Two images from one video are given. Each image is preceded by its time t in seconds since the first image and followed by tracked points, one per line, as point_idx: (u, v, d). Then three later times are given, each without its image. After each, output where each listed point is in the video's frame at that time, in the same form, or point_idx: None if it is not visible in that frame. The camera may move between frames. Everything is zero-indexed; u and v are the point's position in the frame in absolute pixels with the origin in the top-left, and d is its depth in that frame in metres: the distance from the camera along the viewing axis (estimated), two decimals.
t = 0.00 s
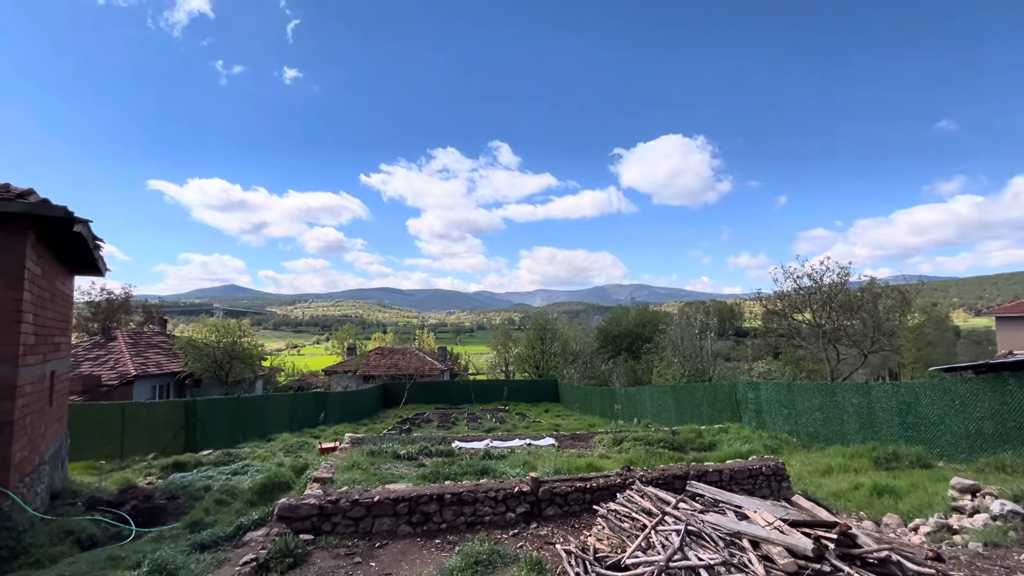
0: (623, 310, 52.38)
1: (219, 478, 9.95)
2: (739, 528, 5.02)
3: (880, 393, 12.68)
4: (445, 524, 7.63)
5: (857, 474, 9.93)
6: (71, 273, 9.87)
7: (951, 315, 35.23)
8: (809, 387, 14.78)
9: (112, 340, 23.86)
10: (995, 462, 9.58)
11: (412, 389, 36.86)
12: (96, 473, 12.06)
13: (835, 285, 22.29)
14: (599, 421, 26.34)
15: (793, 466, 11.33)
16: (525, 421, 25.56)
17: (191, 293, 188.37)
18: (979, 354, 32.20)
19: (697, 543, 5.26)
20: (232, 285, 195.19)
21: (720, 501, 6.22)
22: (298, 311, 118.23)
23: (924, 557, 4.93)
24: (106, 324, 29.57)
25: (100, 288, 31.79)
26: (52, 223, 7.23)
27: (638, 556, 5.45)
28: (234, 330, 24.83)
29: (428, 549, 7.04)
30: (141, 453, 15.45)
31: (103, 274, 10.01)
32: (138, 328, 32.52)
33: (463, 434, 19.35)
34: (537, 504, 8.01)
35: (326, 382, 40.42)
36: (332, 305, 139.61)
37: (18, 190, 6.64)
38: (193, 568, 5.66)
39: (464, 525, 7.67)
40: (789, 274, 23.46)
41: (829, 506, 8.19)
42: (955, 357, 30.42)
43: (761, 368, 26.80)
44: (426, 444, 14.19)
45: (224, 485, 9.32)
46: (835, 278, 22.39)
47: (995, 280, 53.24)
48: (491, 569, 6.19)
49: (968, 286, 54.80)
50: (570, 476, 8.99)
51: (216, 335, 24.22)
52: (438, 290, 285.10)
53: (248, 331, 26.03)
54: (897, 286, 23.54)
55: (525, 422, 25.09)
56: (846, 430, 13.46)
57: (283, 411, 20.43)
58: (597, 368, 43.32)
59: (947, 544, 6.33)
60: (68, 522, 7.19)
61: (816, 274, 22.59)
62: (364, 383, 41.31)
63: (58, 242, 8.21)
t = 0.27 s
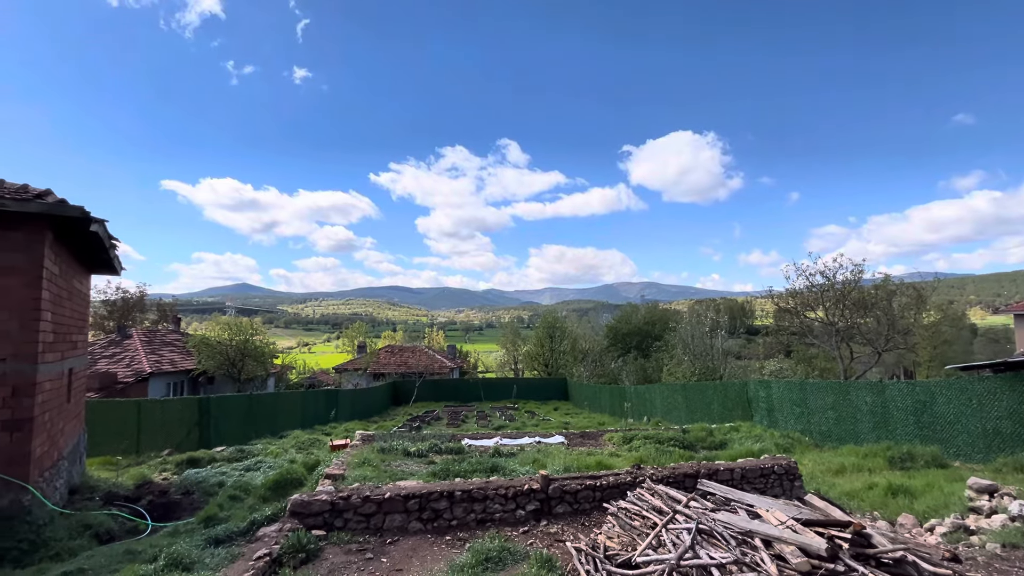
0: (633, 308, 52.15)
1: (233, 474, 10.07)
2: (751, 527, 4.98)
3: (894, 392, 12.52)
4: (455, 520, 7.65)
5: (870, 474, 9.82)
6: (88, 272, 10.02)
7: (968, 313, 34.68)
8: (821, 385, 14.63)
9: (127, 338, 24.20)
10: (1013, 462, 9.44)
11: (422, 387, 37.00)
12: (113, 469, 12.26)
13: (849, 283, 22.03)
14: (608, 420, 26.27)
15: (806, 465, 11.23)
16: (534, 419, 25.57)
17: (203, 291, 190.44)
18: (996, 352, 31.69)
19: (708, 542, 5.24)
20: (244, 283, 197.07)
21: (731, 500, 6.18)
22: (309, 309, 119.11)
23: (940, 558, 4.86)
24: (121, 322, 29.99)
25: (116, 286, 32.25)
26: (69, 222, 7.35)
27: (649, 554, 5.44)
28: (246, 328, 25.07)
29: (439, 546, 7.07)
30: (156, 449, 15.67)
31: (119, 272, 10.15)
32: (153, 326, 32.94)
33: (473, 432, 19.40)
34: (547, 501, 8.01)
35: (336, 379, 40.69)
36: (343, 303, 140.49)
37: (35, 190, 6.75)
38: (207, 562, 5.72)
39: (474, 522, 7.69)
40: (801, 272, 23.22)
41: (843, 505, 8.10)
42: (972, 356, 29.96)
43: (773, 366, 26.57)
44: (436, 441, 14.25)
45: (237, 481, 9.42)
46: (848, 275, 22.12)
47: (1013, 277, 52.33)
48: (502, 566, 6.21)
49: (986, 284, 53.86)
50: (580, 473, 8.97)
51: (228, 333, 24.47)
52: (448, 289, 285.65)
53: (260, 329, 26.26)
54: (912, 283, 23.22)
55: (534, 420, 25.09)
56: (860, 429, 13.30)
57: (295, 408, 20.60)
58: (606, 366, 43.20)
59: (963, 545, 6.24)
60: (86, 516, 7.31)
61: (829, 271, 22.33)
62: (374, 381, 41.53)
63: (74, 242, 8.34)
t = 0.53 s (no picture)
0: (639, 306, 52.00)
1: (242, 471, 10.14)
2: (759, 525, 4.96)
3: (904, 390, 12.41)
4: (462, 518, 7.67)
5: (880, 473, 9.76)
6: (98, 271, 10.11)
7: (979, 310, 34.32)
8: (830, 383, 14.54)
9: (137, 336, 24.42)
10: None
11: (428, 385, 37.09)
12: (124, 466, 12.39)
13: (858, 280, 21.86)
14: (615, 418, 26.23)
15: (815, 463, 11.17)
16: (540, 417, 25.57)
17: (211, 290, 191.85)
18: (1008, 350, 31.39)
19: (715, 540, 5.23)
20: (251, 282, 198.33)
21: (739, 498, 6.16)
22: (315, 308, 119.70)
23: (952, 557, 4.83)
24: (131, 320, 30.26)
25: (126, 285, 32.55)
26: (79, 221, 7.40)
27: (656, 552, 5.44)
28: (254, 327, 25.23)
29: (446, 543, 7.09)
30: (166, 446, 15.82)
31: (129, 271, 10.23)
32: (162, 325, 33.23)
33: (479, 430, 19.43)
34: (554, 499, 8.01)
35: (343, 377, 40.88)
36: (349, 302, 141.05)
37: (47, 190, 6.81)
38: (217, 558, 5.78)
39: (481, 520, 7.71)
40: (810, 269, 23.06)
41: (851, 504, 8.05)
42: (983, 354, 29.67)
43: (781, 365, 26.42)
44: (443, 439, 14.29)
45: (246, 477, 9.50)
46: (857, 272, 21.95)
47: None
48: (509, 563, 6.22)
49: (997, 282, 53.28)
50: (587, 472, 8.97)
51: (237, 332, 24.63)
52: (454, 287, 285.99)
53: (268, 328, 26.42)
54: (922, 280, 23.02)
55: (540, 418, 25.10)
56: (869, 428, 13.20)
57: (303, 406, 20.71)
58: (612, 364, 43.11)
59: (974, 545, 6.19)
60: (99, 512, 7.40)
61: (838, 269, 22.16)
62: (381, 379, 41.69)
63: (85, 241, 8.41)
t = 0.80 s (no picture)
0: (641, 305, 51.95)
1: (245, 470, 10.18)
2: (763, 524, 4.95)
3: (908, 389, 12.37)
4: (466, 516, 7.68)
5: (884, 472, 9.73)
6: (103, 270, 10.15)
7: (983, 309, 34.16)
8: (833, 382, 14.50)
9: (141, 335, 24.50)
10: None
11: (431, 384, 37.14)
12: (129, 464, 12.46)
13: (862, 279, 21.78)
14: (617, 417, 26.23)
15: (818, 462, 11.14)
16: (543, 416, 25.57)
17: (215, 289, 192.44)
18: (1013, 349, 31.26)
19: (719, 539, 5.23)
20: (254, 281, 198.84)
21: (743, 497, 6.15)
22: (318, 306, 119.94)
23: (957, 557, 4.82)
24: (136, 319, 30.38)
25: (130, 284, 32.66)
26: (84, 220, 7.43)
27: (660, 550, 5.44)
28: (258, 326, 25.29)
29: (449, 541, 7.11)
30: (171, 445, 15.90)
31: (133, 270, 10.27)
32: (166, 324, 33.34)
33: (482, 429, 19.45)
34: (557, 498, 8.01)
35: (346, 376, 40.97)
36: (352, 301, 141.31)
37: (52, 190, 6.84)
38: (222, 556, 5.80)
39: (484, 518, 7.72)
40: (813, 268, 22.99)
41: (856, 503, 8.03)
42: (987, 353, 29.56)
43: (784, 363, 26.36)
44: (445, 438, 14.31)
45: (250, 475, 9.53)
46: (861, 271, 21.87)
47: None
48: (513, 562, 6.23)
49: (1001, 280, 53.08)
50: (590, 470, 8.97)
51: (240, 331, 24.70)
52: (456, 286, 286.17)
53: (271, 327, 26.48)
54: (927, 279, 22.93)
55: (543, 417, 25.10)
56: (873, 427, 13.17)
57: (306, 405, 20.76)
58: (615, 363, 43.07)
59: (979, 544, 6.17)
60: (104, 510, 7.44)
61: (842, 267, 22.08)
62: (384, 378, 41.76)
63: (90, 240, 8.44)
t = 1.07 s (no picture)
0: (641, 304, 51.96)
1: (245, 469, 10.18)
2: (763, 524, 4.95)
3: (908, 389, 12.37)
4: (465, 516, 7.69)
5: (884, 472, 9.74)
6: (103, 270, 10.14)
7: (983, 309, 34.17)
8: (833, 382, 14.50)
9: (141, 334, 24.49)
10: None
11: (431, 383, 37.14)
12: (129, 463, 12.46)
13: (861, 278, 21.79)
14: (617, 416, 26.23)
15: (818, 462, 11.14)
16: (543, 416, 25.56)
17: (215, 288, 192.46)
18: (1012, 348, 31.30)
19: (719, 539, 5.23)
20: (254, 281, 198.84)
21: (743, 497, 6.15)
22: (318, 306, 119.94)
23: (957, 557, 4.82)
24: (135, 319, 30.38)
25: (130, 284, 32.65)
26: (84, 220, 7.43)
27: (660, 550, 5.44)
28: (257, 325, 25.28)
29: (449, 541, 7.11)
30: (170, 444, 15.90)
31: (133, 270, 10.26)
32: (166, 323, 33.33)
33: (482, 428, 19.46)
34: (557, 497, 8.01)
35: (346, 375, 40.97)
36: (352, 300, 141.34)
37: (52, 190, 6.84)
38: (223, 556, 5.80)
39: (484, 518, 7.73)
40: (813, 267, 23.00)
41: (855, 503, 8.04)
42: (987, 352, 29.59)
43: (784, 363, 26.35)
44: (445, 437, 14.31)
45: (250, 475, 9.54)
46: (861, 270, 21.87)
47: None
48: (513, 562, 6.23)
49: (1000, 280, 53.14)
50: (590, 470, 8.97)
51: (240, 330, 24.69)
52: (456, 286, 286.21)
53: (271, 326, 26.47)
54: (926, 278, 22.93)
55: (543, 416, 25.09)
56: (872, 427, 13.17)
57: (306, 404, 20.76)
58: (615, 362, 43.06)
59: (979, 544, 6.17)
60: (104, 510, 7.43)
61: (841, 267, 22.08)
62: (384, 377, 41.76)
63: (89, 240, 8.44)
